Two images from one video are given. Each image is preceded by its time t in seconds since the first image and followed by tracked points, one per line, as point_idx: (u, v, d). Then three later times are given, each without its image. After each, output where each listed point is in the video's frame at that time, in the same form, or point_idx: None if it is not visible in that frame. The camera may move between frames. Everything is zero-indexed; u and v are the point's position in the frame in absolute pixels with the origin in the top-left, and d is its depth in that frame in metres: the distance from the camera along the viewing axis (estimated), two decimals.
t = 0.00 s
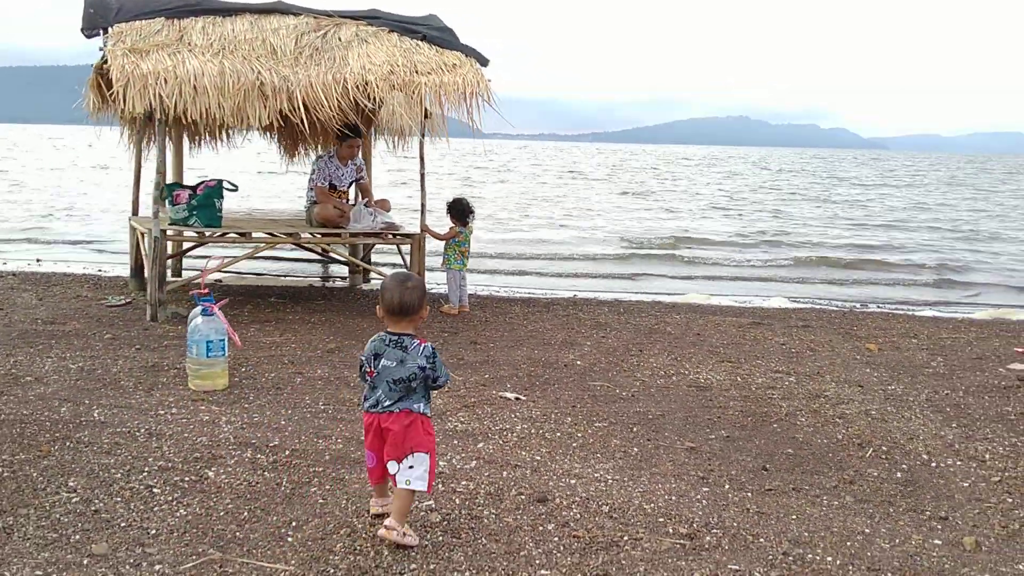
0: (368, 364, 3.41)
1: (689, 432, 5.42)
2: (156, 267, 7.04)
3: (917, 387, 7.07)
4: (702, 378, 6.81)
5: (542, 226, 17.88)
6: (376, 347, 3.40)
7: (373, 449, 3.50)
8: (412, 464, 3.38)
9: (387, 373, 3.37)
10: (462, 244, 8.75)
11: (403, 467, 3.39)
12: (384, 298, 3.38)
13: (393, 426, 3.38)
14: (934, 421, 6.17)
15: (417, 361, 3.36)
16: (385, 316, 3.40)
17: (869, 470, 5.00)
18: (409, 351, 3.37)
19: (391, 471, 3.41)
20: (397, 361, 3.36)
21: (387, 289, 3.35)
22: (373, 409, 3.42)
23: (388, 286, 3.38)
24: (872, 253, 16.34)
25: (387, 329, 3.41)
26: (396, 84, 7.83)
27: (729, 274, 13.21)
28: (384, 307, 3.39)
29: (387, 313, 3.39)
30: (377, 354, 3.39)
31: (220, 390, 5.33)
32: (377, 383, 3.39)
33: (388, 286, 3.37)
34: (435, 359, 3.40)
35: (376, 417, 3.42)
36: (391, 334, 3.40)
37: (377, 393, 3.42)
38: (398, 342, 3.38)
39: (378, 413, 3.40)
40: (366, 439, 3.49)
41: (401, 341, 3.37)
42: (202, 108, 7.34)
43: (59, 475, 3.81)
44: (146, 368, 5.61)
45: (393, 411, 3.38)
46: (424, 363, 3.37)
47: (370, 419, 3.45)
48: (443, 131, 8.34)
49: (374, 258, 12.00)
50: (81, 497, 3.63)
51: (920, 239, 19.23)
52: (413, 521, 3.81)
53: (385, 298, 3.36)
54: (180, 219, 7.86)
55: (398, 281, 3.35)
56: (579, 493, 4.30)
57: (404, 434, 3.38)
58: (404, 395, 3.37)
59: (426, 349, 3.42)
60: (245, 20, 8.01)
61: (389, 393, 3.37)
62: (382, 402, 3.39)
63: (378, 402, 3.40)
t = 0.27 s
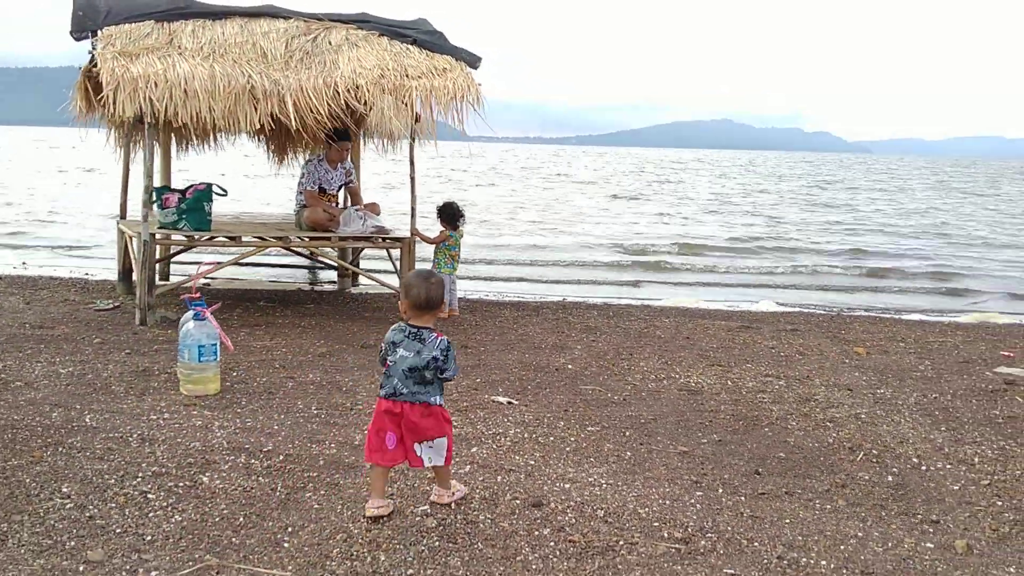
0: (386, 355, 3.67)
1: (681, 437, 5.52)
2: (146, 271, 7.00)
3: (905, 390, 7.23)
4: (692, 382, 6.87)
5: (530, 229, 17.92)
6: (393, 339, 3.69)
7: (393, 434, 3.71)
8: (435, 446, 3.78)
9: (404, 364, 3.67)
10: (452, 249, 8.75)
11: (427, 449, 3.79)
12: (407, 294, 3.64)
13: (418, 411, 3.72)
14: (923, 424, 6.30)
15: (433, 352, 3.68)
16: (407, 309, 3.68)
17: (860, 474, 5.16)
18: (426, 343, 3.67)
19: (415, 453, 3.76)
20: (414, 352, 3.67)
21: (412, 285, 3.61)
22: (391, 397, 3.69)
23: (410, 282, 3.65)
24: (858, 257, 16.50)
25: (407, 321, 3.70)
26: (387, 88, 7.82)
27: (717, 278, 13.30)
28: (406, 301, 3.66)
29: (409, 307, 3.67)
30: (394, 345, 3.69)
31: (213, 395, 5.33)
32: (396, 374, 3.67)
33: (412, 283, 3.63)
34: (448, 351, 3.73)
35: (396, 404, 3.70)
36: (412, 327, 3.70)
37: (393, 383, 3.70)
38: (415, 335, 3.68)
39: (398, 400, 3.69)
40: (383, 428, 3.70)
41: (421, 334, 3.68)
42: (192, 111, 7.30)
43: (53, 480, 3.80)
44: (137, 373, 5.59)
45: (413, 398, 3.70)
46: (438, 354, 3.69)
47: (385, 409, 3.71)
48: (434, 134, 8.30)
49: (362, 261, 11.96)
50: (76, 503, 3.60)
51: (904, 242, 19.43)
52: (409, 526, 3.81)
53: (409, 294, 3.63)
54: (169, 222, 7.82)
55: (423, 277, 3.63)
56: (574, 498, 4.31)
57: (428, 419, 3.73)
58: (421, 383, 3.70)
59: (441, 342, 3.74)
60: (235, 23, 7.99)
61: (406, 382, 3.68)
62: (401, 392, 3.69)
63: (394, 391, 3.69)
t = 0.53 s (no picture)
0: (412, 356, 3.84)
1: (674, 445, 5.56)
2: (138, 277, 6.97)
3: (896, 399, 7.27)
4: (684, 390, 6.89)
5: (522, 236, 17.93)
6: (416, 339, 3.83)
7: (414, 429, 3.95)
8: (454, 439, 3.97)
9: (432, 363, 3.86)
10: (444, 255, 8.73)
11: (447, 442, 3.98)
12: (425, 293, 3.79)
13: (441, 408, 3.92)
14: (914, 432, 6.34)
15: (458, 349, 3.89)
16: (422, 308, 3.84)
17: (853, 483, 5.20)
18: (449, 340, 3.87)
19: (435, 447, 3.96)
20: (440, 350, 3.86)
21: (432, 286, 3.76)
22: (420, 396, 3.89)
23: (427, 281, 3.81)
24: (848, 265, 16.59)
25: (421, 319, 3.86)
26: (380, 95, 7.83)
27: (708, 285, 13.34)
28: (423, 299, 3.81)
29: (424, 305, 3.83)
30: (417, 345, 3.84)
31: (206, 402, 5.32)
32: (423, 372, 3.87)
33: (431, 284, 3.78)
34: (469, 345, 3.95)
35: (424, 403, 3.90)
36: (426, 325, 3.87)
37: (421, 381, 3.89)
38: (436, 332, 3.86)
39: (426, 399, 3.89)
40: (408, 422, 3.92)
41: (440, 332, 3.86)
42: (185, 118, 7.29)
43: (45, 489, 3.77)
44: (128, 380, 5.55)
45: (440, 396, 3.91)
46: (462, 349, 3.90)
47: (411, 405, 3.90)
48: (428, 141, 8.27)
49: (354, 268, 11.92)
50: (68, 512, 3.58)
51: (893, 250, 19.55)
52: (402, 535, 3.80)
53: (427, 293, 3.78)
54: (161, 229, 7.79)
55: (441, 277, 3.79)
56: (568, 507, 4.32)
57: (448, 414, 3.94)
58: (447, 379, 3.92)
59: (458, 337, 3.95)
60: (228, 30, 7.98)
61: (435, 380, 3.89)
62: (429, 389, 3.89)
63: (424, 390, 3.89)
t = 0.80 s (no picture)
0: (395, 354, 3.99)
1: (672, 449, 5.58)
2: (134, 281, 6.96)
3: (892, 404, 7.30)
4: (682, 395, 6.91)
5: (519, 241, 17.95)
6: (396, 339, 3.99)
7: (404, 426, 4.07)
8: (446, 431, 4.09)
9: (414, 359, 4.02)
10: (440, 260, 8.73)
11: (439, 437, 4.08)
12: (401, 294, 3.94)
13: (427, 402, 4.05)
14: (911, 437, 6.36)
15: (436, 344, 4.05)
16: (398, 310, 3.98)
17: (850, 488, 5.22)
18: (429, 336, 4.04)
19: (429, 441, 4.06)
20: (421, 347, 4.02)
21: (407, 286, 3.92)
22: (406, 392, 4.03)
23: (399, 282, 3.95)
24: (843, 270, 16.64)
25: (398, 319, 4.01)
26: (377, 100, 7.84)
27: (704, 290, 13.37)
28: (400, 301, 3.96)
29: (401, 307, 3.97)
30: (398, 343, 4.00)
31: (203, 406, 5.29)
32: (407, 369, 4.00)
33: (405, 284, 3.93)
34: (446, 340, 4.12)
35: (410, 398, 4.04)
36: (404, 324, 4.02)
37: (406, 378, 4.03)
38: (415, 330, 4.03)
39: (412, 394, 4.03)
40: (398, 420, 4.04)
41: (419, 329, 4.04)
42: (183, 122, 7.29)
43: (42, 493, 3.76)
44: (126, 384, 5.54)
45: (425, 389, 4.05)
46: (441, 343, 4.06)
47: (397, 402, 4.04)
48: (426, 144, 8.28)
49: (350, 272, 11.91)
50: (65, 516, 3.57)
51: (889, 255, 19.60)
52: (401, 540, 3.79)
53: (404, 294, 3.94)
54: (158, 232, 7.78)
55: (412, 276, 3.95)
56: (566, 512, 4.32)
57: (436, 408, 4.07)
58: (432, 374, 4.07)
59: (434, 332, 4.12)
60: (225, 33, 7.99)
61: (419, 375, 4.03)
62: (415, 384, 4.03)
63: (409, 385, 4.03)
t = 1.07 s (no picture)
0: (393, 349, 4.09)
1: (677, 450, 5.58)
2: (139, 281, 6.97)
3: (897, 404, 7.29)
4: (687, 396, 6.91)
5: (522, 241, 17.95)
6: (394, 334, 4.09)
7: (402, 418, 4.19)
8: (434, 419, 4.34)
9: (412, 354, 4.13)
10: (443, 261, 8.73)
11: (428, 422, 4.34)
12: (397, 292, 4.03)
13: (425, 394, 4.22)
14: (916, 438, 6.35)
15: (432, 340, 4.17)
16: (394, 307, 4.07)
17: (856, 488, 5.22)
18: (424, 332, 4.16)
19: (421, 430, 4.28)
20: (418, 342, 4.14)
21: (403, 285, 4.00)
22: (405, 385, 4.14)
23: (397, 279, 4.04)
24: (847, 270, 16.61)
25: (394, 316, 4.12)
26: (382, 100, 7.84)
27: (708, 290, 13.37)
28: (396, 299, 4.05)
29: (397, 305, 4.06)
30: (395, 339, 4.10)
31: (208, 406, 5.29)
32: (405, 364, 4.11)
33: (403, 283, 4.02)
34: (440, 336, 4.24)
35: (410, 391, 4.16)
36: (400, 321, 4.12)
37: (404, 372, 4.13)
38: (411, 326, 4.14)
39: (412, 387, 4.15)
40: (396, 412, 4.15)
41: (415, 326, 4.14)
42: (188, 122, 7.29)
43: (49, 493, 3.77)
44: (131, 384, 5.55)
45: (423, 383, 4.19)
46: (436, 339, 4.19)
47: (395, 396, 4.14)
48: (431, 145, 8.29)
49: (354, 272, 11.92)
50: (72, 517, 3.58)
51: (893, 256, 19.56)
52: (407, 540, 3.80)
53: (400, 293, 4.02)
54: (162, 233, 7.80)
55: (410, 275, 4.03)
56: (572, 512, 4.32)
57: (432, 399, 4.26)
58: (428, 368, 4.20)
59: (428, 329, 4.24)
60: (230, 34, 8.00)
61: (418, 369, 4.15)
62: (412, 379, 4.15)
63: (408, 379, 4.14)
